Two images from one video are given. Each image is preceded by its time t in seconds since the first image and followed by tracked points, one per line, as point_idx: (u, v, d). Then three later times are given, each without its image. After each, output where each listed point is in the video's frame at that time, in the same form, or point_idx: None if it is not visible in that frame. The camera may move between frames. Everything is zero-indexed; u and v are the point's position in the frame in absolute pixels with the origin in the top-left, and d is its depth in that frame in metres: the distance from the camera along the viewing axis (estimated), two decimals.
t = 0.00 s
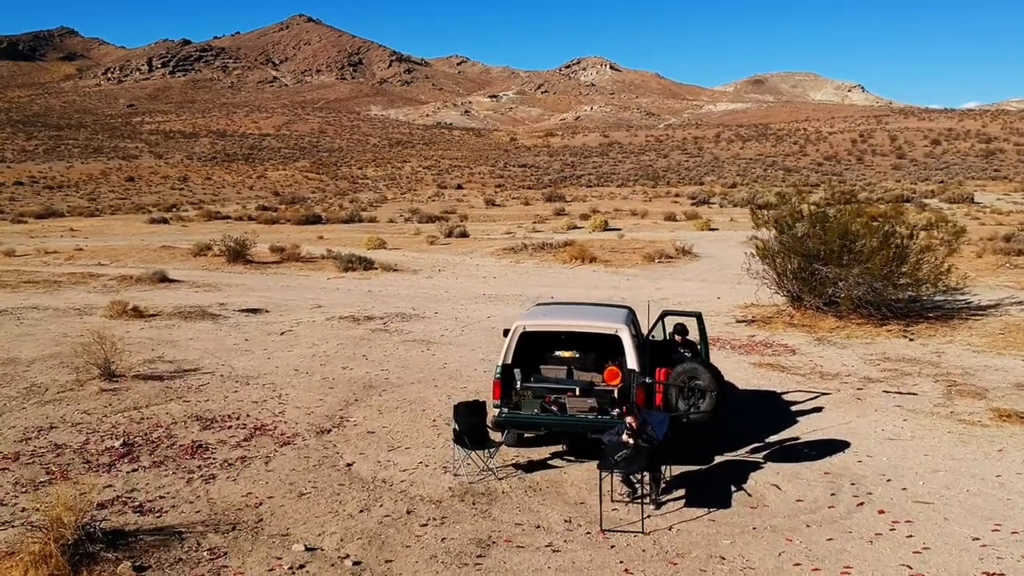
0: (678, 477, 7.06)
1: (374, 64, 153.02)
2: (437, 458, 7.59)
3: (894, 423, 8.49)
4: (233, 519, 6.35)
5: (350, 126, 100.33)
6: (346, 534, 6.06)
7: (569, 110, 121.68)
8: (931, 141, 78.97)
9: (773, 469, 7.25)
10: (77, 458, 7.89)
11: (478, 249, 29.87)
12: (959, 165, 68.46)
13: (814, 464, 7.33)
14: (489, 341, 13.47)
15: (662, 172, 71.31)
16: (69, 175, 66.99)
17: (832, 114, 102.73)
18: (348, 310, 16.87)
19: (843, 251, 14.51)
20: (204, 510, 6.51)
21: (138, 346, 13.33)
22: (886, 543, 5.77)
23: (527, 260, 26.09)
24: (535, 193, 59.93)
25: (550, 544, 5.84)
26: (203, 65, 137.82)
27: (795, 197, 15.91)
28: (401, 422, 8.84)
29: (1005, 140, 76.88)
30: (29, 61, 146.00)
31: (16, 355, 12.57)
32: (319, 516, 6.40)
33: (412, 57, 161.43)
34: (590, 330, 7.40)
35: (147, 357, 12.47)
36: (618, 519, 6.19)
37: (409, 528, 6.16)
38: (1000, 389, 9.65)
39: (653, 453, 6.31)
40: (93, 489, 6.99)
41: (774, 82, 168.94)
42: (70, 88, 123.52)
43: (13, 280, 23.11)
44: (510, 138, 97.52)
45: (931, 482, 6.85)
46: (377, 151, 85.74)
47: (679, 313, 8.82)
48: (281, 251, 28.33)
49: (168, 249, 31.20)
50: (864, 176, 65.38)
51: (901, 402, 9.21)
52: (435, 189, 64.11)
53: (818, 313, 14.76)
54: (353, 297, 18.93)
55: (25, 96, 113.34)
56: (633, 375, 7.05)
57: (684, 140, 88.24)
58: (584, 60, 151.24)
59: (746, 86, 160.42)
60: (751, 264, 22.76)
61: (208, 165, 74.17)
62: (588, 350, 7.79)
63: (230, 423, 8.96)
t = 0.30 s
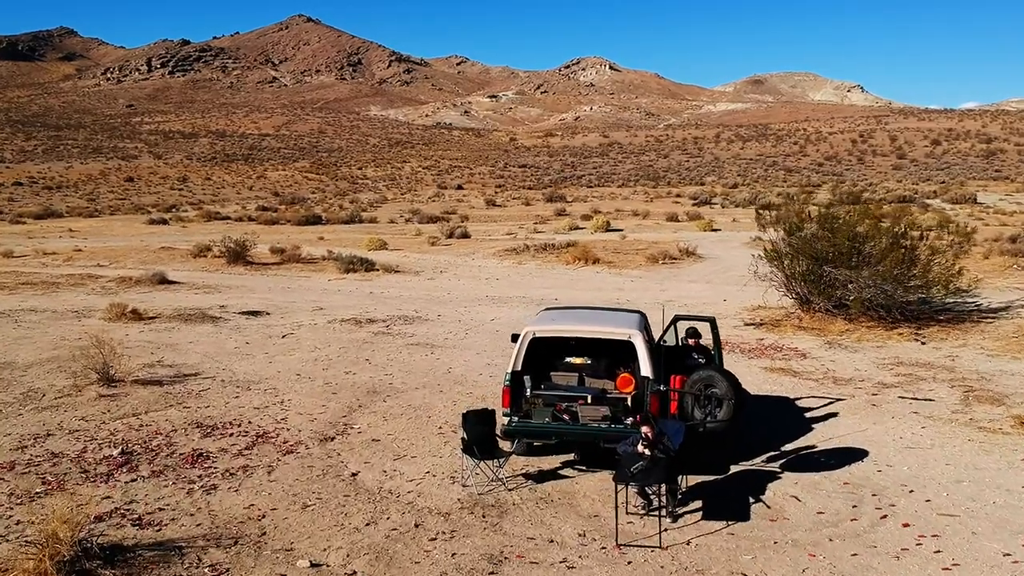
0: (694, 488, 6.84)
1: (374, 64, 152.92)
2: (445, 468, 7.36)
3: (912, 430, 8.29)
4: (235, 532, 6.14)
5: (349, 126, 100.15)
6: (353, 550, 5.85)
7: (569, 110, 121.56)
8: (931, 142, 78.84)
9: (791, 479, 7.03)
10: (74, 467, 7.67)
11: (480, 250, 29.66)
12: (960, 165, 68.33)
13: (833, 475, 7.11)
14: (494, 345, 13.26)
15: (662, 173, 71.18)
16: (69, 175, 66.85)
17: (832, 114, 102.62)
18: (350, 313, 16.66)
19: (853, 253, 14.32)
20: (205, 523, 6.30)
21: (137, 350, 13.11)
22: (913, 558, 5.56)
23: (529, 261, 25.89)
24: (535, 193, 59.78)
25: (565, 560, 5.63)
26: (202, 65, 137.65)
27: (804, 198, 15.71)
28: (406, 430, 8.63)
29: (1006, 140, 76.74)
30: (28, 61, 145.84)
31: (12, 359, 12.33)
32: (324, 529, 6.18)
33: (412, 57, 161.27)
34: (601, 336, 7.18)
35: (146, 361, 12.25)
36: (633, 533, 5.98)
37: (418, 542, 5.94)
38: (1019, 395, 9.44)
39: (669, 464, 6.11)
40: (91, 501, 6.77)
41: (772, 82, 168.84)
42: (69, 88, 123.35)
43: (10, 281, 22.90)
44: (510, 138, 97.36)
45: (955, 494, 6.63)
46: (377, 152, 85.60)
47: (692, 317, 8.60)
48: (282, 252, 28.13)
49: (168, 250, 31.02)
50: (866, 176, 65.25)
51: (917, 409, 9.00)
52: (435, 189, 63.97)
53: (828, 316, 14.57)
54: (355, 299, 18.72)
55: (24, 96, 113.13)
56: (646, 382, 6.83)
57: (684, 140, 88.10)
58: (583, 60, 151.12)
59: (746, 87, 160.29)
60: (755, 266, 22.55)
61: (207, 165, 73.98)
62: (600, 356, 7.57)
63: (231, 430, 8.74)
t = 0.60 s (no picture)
0: (709, 497, 6.66)
1: (374, 64, 152.88)
2: (452, 476, 7.17)
3: (929, 436, 8.10)
4: (236, 544, 5.94)
5: (349, 126, 99.90)
6: (358, 563, 5.65)
7: (569, 109, 121.43)
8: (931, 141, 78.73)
9: (807, 487, 6.86)
10: (71, 474, 7.47)
11: (482, 250, 29.51)
12: (961, 165, 68.22)
13: (851, 484, 6.92)
14: (499, 347, 13.05)
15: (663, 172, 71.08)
16: (68, 175, 66.65)
17: (832, 114, 102.52)
18: (351, 314, 16.48)
19: (861, 254, 14.14)
20: (205, 535, 6.11)
21: (136, 352, 12.92)
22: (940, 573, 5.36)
23: (531, 261, 25.72)
24: (535, 193, 59.69)
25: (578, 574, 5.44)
26: (202, 65, 137.56)
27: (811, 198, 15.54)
28: (411, 436, 8.43)
29: (1006, 140, 76.61)
30: (28, 61, 145.66)
31: (8, 362, 12.13)
32: (327, 541, 5.99)
33: (411, 57, 161.13)
34: (612, 340, 7.00)
35: (145, 364, 12.05)
36: (647, 545, 5.79)
37: (425, 555, 5.74)
38: None
39: (685, 473, 5.93)
40: (88, 511, 6.57)
41: (771, 82, 168.61)
42: (68, 88, 123.04)
43: (8, 282, 22.69)
44: (510, 138, 97.23)
45: (979, 504, 6.43)
46: (376, 151, 85.47)
47: (702, 319, 8.43)
48: (282, 253, 27.95)
49: (167, 250, 30.86)
50: (866, 176, 65.16)
51: (934, 414, 8.80)
52: (435, 189, 63.87)
53: (836, 318, 14.43)
54: (356, 301, 18.50)
55: (24, 96, 113.06)
56: (660, 389, 6.65)
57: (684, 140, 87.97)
58: (583, 60, 151.01)
59: (745, 87, 160.09)
60: (759, 266, 22.39)
61: (206, 165, 73.86)
62: (611, 360, 7.39)
63: (232, 437, 8.55)
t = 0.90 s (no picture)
0: (723, 506, 6.49)
1: (373, 64, 152.64)
2: (458, 484, 7.00)
3: (945, 442, 7.92)
4: (236, 556, 5.76)
5: (348, 126, 99.63)
6: None
7: (569, 109, 121.24)
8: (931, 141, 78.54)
9: (823, 496, 6.68)
10: (67, 482, 7.28)
11: (483, 251, 29.31)
12: (961, 165, 68.03)
13: (867, 492, 6.74)
14: (502, 349, 12.87)
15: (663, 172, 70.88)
16: (67, 175, 66.42)
17: (832, 114, 102.35)
18: (352, 316, 16.31)
19: (869, 255, 13.97)
20: (204, 546, 5.92)
21: (134, 355, 12.74)
22: None
23: (533, 262, 25.52)
24: (535, 193, 59.45)
25: None
26: (201, 66, 137.27)
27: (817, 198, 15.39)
28: (414, 441, 8.26)
29: (1006, 140, 76.43)
30: (26, 60, 145.27)
31: (4, 364, 11.95)
32: (330, 553, 5.81)
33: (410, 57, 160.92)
34: (622, 344, 6.81)
35: (143, 367, 11.88)
36: (661, 557, 5.62)
37: (431, 568, 5.57)
38: None
39: (700, 483, 5.75)
40: (84, 521, 6.39)
41: (771, 82, 168.38)
42: (68, 88, 122.73)
43: (5, 283, 22.48)
44: (509, 138, 97.03)
45: (1000, 513, 6.26)
46: (376, 151, 85.24)
47: (711, 323, 8.24)
48: (282, 253, 27.75)
49: (166, 250, 30.63)
50: (867, 176, 64.97)
51: (948, 419, 8.62)
52: (435, 189, 63.65)
53: (843, 320, 14.26)
54: (357, 302, 18.33)
55: (22, 96, 112.77)
56: (672, 394, 6.48)
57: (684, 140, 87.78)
58: (583, 60, 150.82)
59: (744, 86, 159.80)
60: (763, 267, 22.22)
61: (206, 165, 73.62)
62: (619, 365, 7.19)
63: (232, 442, 8.37)
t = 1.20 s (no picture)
0: (735, 514, 6.33)
1: (372, 64, 152.46)
2: (463, 491, 6.83)
3: (959, 447, 7.75)
4: (235, 568, 5.60)
5: (348, 126, 99.41)
6: None
7: (568, 109, 121.07)
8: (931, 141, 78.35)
9: (836, 503, 6.54)
10: (62, 490, 7.11)
11: (484, 251, 29.10)
12: (961, 165, 67.86)
13: (881, 499, 6.58)
14: (505, 352, 12.70)
15: (663, 172, 70.68)
16: (66, 175, 66.24)
17: (831, 114, 102.17)
18: (353, 317, 16.14)
19: (876, 256, 13.79)
20: (202, 557, 5.76)
21: (132, 357, 12.56)
22: None
23: (534, 262, 25.34)
24: (535, 193, 59.25)
25: None
26: (200, 65, 136.99)
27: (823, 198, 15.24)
28: (417, 446, 8.10)
29: (1006, 140, 76.25)
30: (25, 60, 144.96)
31: None
32: (332, 565, 5.65)
33: (410, 57, 160.63)
34: (631, 349, 6.65)
35: (141, 370, 11.71)
36: (673, 568, 5.47)
37: None
38: None
39: (713, 493, 5.62)
40: (78, 531, 6.22)
41: (770, 82, 168.18)
42: (66, 88, 122.49)
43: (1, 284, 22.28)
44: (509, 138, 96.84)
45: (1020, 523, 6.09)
46: (375, 151, 85.02)
47: (720, 326, 8.09)
48: (281, 254, 27.56)
49: (164, 251, 30.42)
50: (867, 176, 64.78)
51: (960, 424, 8.46)
52: (434, 189, 63.46)
53: (850, 321, 14.10)
54: (358, 303, 18.17)
55: (21, 96, 112.52)
56: (681, 401, 6.33)
57: (683, 139, 87.55)
58: (582, 60, 150.69)
59: (744, 86, 159.62)
60: (766, 267, 22.06)
61: (205, 165, 73.40)
62: (627, 369, 7.03)
63: (230, 448, 8.21)
